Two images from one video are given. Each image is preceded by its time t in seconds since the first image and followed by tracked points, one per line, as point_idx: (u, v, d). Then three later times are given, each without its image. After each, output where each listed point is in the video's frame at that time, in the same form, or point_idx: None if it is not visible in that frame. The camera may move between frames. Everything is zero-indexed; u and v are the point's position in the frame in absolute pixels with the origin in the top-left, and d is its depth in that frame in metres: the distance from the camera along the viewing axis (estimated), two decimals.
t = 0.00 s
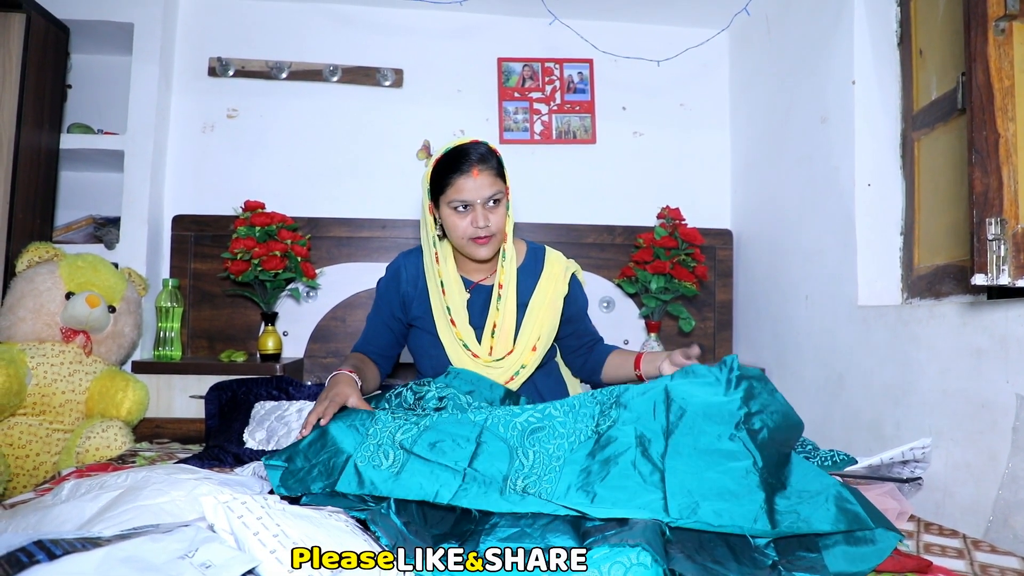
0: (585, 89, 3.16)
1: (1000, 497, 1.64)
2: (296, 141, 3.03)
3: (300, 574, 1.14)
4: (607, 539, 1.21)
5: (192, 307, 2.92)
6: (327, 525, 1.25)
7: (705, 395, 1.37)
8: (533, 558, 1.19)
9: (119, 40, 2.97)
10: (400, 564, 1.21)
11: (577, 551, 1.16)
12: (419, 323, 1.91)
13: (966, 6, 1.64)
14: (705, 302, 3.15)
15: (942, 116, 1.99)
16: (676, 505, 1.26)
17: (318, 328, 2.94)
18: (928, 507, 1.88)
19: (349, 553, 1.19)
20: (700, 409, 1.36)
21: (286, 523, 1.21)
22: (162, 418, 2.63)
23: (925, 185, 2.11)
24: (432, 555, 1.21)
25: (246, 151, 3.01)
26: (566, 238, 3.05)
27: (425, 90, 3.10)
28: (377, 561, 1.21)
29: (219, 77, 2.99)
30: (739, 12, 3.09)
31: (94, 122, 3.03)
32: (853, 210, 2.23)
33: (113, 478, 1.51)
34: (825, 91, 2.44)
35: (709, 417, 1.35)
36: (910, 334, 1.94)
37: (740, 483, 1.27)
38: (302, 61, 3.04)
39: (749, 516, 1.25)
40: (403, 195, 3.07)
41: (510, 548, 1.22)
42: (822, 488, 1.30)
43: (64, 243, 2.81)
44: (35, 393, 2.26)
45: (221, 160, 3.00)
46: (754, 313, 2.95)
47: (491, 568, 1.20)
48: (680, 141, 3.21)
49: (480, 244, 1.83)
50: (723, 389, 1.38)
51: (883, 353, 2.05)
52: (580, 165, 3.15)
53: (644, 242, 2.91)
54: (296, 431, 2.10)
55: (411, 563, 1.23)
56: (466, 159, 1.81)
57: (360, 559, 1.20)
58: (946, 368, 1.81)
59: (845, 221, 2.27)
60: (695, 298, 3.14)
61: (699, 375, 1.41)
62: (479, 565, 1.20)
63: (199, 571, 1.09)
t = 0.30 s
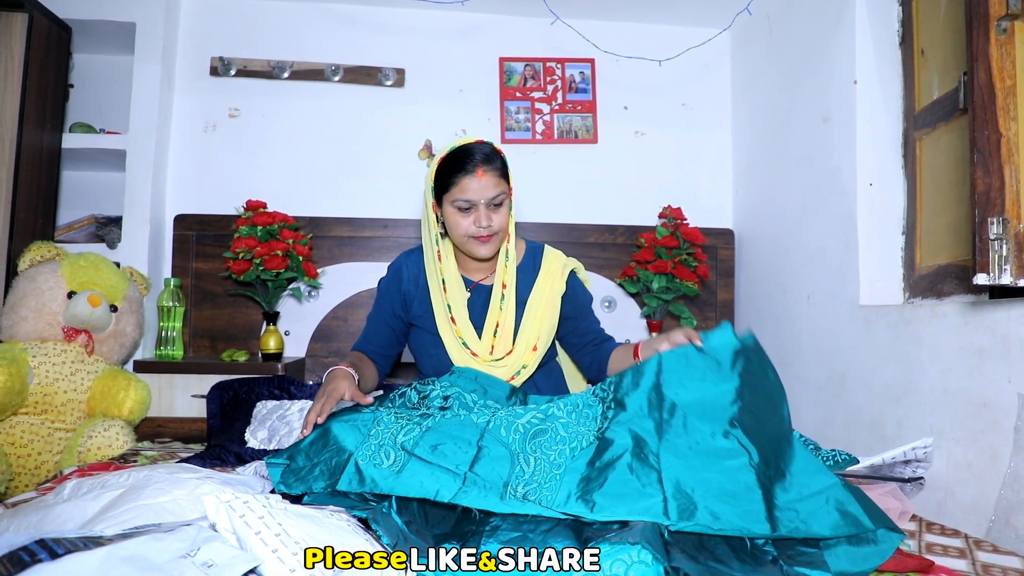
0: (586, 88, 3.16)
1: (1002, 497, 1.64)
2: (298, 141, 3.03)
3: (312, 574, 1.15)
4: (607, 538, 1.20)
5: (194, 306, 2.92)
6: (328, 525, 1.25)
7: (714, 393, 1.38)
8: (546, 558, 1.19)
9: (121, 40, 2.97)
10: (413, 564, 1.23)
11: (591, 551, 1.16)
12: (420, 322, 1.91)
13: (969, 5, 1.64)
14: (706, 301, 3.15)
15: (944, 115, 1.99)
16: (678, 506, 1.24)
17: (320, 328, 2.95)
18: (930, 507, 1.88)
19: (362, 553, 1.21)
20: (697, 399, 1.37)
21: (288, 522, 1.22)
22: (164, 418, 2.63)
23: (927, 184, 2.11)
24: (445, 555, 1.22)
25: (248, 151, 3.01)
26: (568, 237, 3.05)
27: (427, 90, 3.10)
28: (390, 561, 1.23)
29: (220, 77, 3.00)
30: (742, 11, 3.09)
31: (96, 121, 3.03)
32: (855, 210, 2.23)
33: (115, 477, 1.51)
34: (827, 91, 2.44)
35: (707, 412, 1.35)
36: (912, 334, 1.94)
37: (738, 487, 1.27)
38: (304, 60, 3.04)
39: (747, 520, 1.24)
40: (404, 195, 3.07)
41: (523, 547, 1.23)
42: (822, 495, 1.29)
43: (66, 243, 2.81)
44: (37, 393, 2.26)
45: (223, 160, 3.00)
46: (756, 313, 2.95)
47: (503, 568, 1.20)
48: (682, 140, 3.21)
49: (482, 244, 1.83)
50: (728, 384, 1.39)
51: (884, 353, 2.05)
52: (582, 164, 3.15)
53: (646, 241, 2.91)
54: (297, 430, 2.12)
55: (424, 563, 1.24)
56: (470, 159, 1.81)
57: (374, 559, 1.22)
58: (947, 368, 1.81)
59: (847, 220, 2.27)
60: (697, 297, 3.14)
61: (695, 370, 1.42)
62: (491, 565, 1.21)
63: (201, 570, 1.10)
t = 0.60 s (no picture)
0: (587, 85, 3.15)
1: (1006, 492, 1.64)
2: (299, 139, 3.03)
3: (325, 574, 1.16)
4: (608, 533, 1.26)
5: (196, 305, 2.92)
6: (332, 520, 1.26)
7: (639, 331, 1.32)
8: (559, 558, 1.21)
9: (122, 39, 2.97)
10: (425, 564, 1.24)
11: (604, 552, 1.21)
12: (423, 316, 1.91)
13: None
14: (708, 298, 3.14)
15: (947, 109, 1.99)
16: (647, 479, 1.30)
17: (322, 326, 2.94)
18: (933, 502, 1.88)
19: (374, 554, 1.21)
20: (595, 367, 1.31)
21: (291, 518, 1.22)
22: (167, 416, 2.63)
23: (929, 178, 2.10)
24: (457, 555, 1.23)
25: (249, 149, 3.01)
26: (570, 234, 3.04)
27: (428, 87, 3.10)
28: (403, 561, 1.24)
29: (221, 75, 3.00)
30: (743, 6, 3.08)
31: (97, 120, 3.03)
32: (857, 205, 2.22)
33: (118, 475, 1.51)
34: (829, 85, 2.43)
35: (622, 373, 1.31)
36: (915, 329, 1.94)
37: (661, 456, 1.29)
38: (305, 58, 3.04)
39: (723, 491, 1.24)
40: (406, 192, 3.07)
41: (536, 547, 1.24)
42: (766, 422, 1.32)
43: (67, 242, 2.81)
44: (40, 391, 2.26)
45: (224, 158, 3.00)
46: (758, 309, 2.95)
47: (517, 568, 1.22)
48: (683, 137, 3.20)
49: (486, 241, 1.83)
50: (629, 324, 1.34)
51: (887, 348, 2.05)
52: (583, 161, 3.15)
53: (647, 238, 2.93)
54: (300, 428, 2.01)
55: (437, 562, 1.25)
56: (482, 156, 1.81)
57: (386, 558, 1.24)
58: (951, 363, 1.80)
59: (849, 215, 2.27)
60: (699, 294, 3.13)
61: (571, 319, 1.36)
62: (503, 565, 1.23)
63: (205, 567, 1.10)
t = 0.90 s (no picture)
0: (589, 83, 3.15)
1: (1010, 489, 1.63)
2: (300, 138, 3.03)
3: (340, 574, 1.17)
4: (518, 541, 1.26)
5: (199, 304, 2.92)
6: (335, 519, 1.27)
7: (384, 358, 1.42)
8: (573, 558, 1.25)
9: (123, 39, 2.97)
10: (439, 564, 1.23)
11: (616, 552, 1.26)
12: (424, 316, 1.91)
13: None
14: (711, 295, 3.14)
15: (950, 105, 1.98)
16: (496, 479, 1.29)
17: (324, 325, 2.95)
18: (936, 499, 1.87)
19: (389, 554, 1.22)
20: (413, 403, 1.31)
21: (295, 517, 1.22)
22: (170, 416, 2.63)
23: (931, 175, 2.10)
24: (471, 555, 1.22)
25: (250, 149, 3.01)
26: (572, 232, 3.04)
27: (429, 86, 3.10)
28: (416, 561, 1.24)
29: (223, 74, 3.00)
30: (744, 3, 3.08)
31: (99, 121, 3.03)
32: (860, 202, 2.22)
33: (122, 475, 1.51)
34: (830, 82, 2.43)
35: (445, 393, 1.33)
36: (918, 326, 1.94)
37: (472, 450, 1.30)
38: (306, 57, 3.04)
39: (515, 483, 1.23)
40: (408, 191, 3.07)
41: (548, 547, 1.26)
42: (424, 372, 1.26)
43: (70, 242, 2.82)
44: (44, 392, 2.26)
45: (225, 158, 3.00)
46: (761, 307, 2.94)
47: (530, 568, 1.24)
48: (685, 134, 3.20)
49: (486, 242, 1.83)
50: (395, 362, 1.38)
51: (890, 345, 2.04)
52: (585, 159, 3.15)
53: (649, 236, 2.91)
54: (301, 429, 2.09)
55: (450, 562, 1.24)
56: (487, 159, 1.80)
57: (400, 559, 1.24)
58: (954, 360, 1.80)
59: (851, 212, 2.26)
60: (701, 292, 3.13)
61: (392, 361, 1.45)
62: (518, 565, 1.23)
63: (209, 566, 1.11)
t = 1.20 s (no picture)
0: (591, 82, 3.15)
1: (1013, 487, 1.63)
2: (303, 138, 3.03)
3: (352, 574, 1.18)
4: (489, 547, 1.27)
5: (202, 304, 2.93)
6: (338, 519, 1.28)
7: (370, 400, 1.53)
8: (585, 558, 1.27)
9: (125, 39, 2.97)
10: (451, 565, 1.25)
11: (629, 552, 1.27)
12: (425, 317, 1.91)
13: None
14: (713, 294, 3.14)
15: (952, 104, 1.98)
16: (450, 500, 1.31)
17: (327, 324, 2.95)
18: (940, 498, 1.87)
19: (401, 554, 1.24)
20: (322, 488, 1.32)
21: (298, 517, 1.23)
22: (173, 415, 2.63)
23: (934, 173, 2.09)
24: (484, 555, 1.26)
25: (253, 148, 3.01)
26: (574, 231, 3.04)
27: (431, 85, 3.10)
28: (429, 561, 1.26)
29: (225, 74, 3.00)
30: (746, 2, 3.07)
31: (101, 121, 3.04)
32: (862, 200, 2.21)
33: (125, 474, 1.51)
34: (832, 81, 2.43)
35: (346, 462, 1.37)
36: (921, 324, 1.93)
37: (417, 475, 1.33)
38: (308, 57, 3.04)
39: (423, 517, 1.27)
40: (410, 191, 3.07)
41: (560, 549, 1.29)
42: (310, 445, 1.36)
43: (73, 242, 2.83)
44: (47, 391, 2.27)
45: (227, 157, 3.00)
46: (763, 305, 2.94)
47: (543, 567, 1.24)
48: (687, 133, 3.20)
49: (480, 244, 1.83)
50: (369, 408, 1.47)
51: (893, 344, 2.04)
52: (587, 158, 3.14)
53: (652, 235, 2.91)
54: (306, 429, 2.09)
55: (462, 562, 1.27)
56: (481, 161, 1.80)
57: (412, 558, 1.25)
58: (957, 358, 1.80)
59: (854, 210, 2.26)
60: (703, 291, 3.13)
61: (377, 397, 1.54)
62: (530, 565, 1.25)
63: (212, 565, 1.11)
